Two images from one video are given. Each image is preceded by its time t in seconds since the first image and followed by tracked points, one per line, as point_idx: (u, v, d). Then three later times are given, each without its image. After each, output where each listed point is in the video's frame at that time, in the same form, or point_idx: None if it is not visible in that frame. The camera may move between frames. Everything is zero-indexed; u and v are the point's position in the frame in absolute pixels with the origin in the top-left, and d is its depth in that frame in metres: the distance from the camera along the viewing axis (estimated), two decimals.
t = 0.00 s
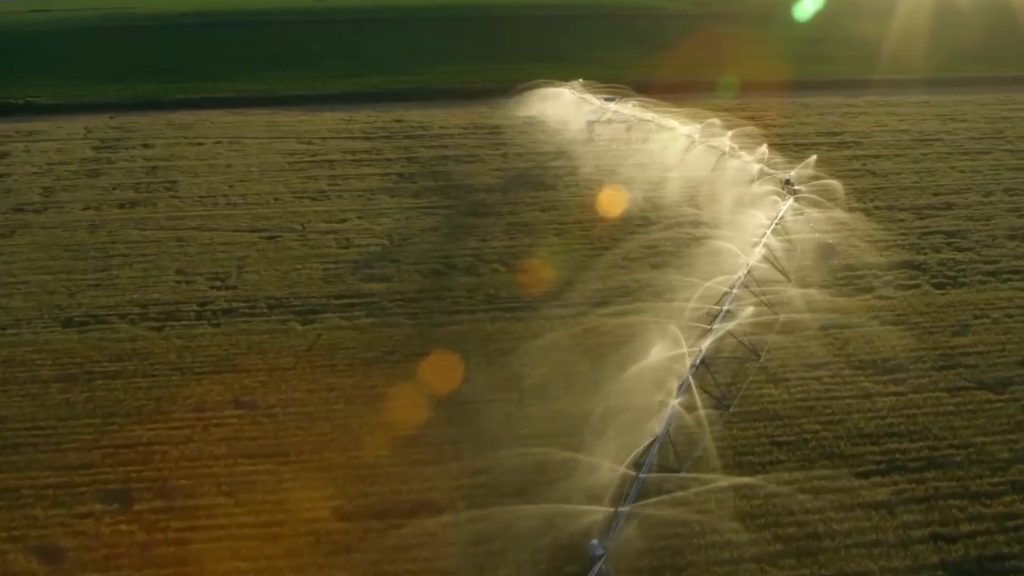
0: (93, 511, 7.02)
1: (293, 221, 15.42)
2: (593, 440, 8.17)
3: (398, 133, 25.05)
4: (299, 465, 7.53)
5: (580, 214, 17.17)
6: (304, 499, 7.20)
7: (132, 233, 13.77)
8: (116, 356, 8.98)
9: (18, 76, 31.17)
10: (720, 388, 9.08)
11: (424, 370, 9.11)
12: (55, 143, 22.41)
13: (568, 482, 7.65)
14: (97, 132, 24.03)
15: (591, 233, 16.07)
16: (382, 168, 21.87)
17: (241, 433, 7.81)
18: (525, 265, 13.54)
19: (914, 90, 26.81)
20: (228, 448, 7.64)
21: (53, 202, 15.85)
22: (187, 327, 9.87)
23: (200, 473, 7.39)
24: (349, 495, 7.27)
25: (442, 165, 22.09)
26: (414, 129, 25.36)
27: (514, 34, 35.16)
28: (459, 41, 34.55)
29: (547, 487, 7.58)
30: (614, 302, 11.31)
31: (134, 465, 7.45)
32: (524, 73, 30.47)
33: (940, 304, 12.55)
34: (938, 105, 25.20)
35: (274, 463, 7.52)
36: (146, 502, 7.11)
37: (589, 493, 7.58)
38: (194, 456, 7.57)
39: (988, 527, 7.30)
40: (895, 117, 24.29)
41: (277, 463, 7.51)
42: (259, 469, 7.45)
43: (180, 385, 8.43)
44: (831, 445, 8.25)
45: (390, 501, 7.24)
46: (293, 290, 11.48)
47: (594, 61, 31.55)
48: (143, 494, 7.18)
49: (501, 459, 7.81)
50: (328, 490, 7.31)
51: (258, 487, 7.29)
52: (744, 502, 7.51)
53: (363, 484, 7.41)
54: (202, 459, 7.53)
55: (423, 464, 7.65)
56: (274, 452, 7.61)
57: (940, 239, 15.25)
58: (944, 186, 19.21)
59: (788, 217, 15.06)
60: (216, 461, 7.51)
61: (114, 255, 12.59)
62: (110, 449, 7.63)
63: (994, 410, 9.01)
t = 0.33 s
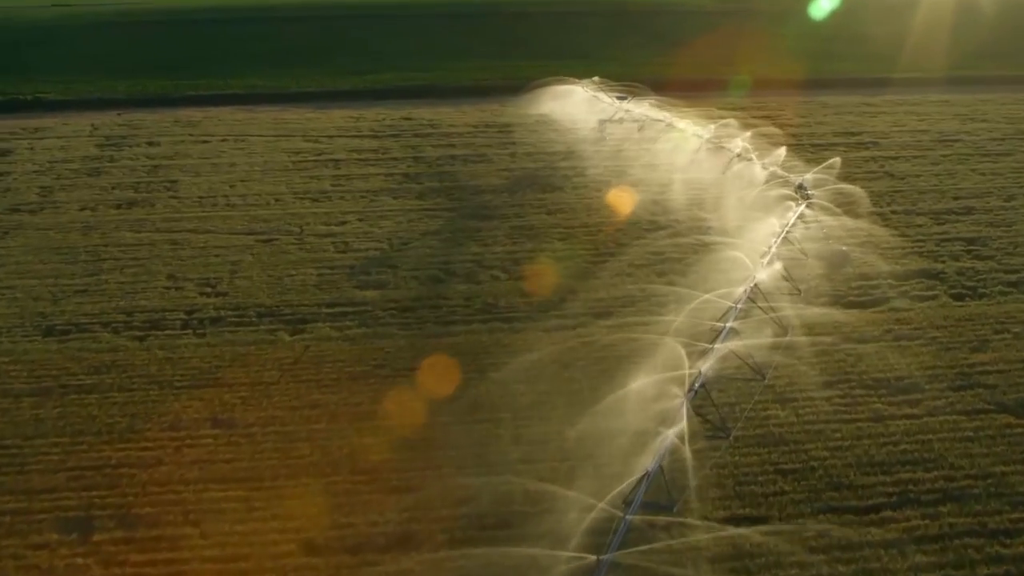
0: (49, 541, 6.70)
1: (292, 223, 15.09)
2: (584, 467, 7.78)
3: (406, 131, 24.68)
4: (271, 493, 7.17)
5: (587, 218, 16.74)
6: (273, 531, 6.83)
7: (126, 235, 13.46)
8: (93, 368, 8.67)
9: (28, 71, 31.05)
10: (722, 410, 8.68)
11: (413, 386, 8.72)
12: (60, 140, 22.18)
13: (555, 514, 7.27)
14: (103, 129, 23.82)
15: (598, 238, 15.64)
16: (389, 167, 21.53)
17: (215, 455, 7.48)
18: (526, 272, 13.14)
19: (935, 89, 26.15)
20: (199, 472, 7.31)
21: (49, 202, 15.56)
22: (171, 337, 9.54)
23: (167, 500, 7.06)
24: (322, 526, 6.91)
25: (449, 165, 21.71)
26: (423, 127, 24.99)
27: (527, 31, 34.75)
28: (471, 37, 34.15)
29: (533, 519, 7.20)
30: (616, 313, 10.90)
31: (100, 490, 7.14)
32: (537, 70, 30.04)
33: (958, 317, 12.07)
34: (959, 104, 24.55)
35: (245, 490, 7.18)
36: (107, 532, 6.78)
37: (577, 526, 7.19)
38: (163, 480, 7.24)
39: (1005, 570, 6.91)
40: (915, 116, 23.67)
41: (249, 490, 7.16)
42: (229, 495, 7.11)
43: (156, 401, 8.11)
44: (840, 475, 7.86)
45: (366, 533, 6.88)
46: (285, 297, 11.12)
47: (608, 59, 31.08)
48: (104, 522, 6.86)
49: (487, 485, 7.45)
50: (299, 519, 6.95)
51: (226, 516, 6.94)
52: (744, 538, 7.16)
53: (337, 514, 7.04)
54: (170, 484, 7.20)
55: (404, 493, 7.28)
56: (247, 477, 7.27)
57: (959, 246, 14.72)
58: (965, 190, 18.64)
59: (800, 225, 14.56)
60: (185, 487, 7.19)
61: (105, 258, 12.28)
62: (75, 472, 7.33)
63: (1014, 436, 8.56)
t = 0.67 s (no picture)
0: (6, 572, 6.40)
1: (292, 225, 14.78)
2: (575, 495, 7.40)
3: (416, 130, 24.33)
4: (242, 521, 6.83)
5: (595, 222, 16.33)
6: (241, 564, 6.49)
7: (121, 237, 13.17)
8: (71, 382, 8.40)
9: (39, 67, 30.92)
10: (727, 434, 8.30)
11: (403, 403, 8.37)
12: (65, 138, 21.95)
13: (543, 547, 6.90)
14: (110, 128, 23.64)
15: (606, 244, 15.20)
16: (397, 167, 21.21)
17: (187, 479, 7.16)
18: (531, 278, 12.75)
19: (958, 87, 25.47)
20: (169, 498, 6.99)
21: (47, 202, 15.30)
22: (156, 348, 9.23)
23: (133, 528, 6.75)
24: (295, 559, 6.57)
25: (458, 166, 21.34)
26: (432, 126, 24.62)
27: (541, 27, 34.30)
28: (485, 34, 33.74)
29: (520, 551, 6.84)
30: (620, 326, 10.53)
31: (64, 516, 6.83)
32: (550, 68, 29.60)
33: (979, 329, 11.58)
34: (983, 103, 23.87)
35: (217, 518, 6.84)
36: (67, 563, 6.47)
37: (567, 559, 6.81)
38: (131, 506, 6.93)
39: None
40: (936, 116, 23.04)
41: (220, 518, 6.83)
42: (198, 524, 6.78)
43: (132, 418, 7.82)
44: (850, 507, 7.50)
45: (343, 567, 6.54)
46: (277, 305, 10.80)
47: (623, 56, 30.58)
48: (65, 552, 6.55)
49: (475, 514, 7.09)
50: (271, 551, 6.61)
51: (194, 547, 6.60)
52: None
53: (312, 545, 6.69)
54: (139, 511, 6.89)
55: (385, 522, 6.93)
56: (219, 505, 6.94)
57: (980, 252, 14.20)
58: (987, 193, 18.05)
59: (814, 232, 14.07)
60: (153, 514, 6.87)
61: (97, 261, 11.99)
62: (41, 496, 7.03)
63: None
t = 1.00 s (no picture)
0: None
1: (293, 229, 14.49)
2: (566, 525, 6.99)
3: (426, 130, 24.01)
4: (212, 551, 6.48)
5: (605, 225, 15.92)
6: None
7: (117, 240, 12.93)
8: (49, 398, 8.13)
9: (51, 65, 30.86)
10: (732, 459, 7.91)
11: (393, 421, 8.01)
12: (72, 138, 21.82)
13: None
14: (119, 127, 23.49)
15: (615, 249, 14.79)
16: (405, 168, 20.89)
17: (159, 505, 6.83)
18: (535, 285, 12.37)
19: (983, 86, 24.80)
20: (139, 525, 6.67)
21: (46, 203, 15.09)
22: (141, 359, 8.92)
23: (98, 558, 6.42)
24: None
25: (467, 167, 20.98)
26: (444, 125, 24.28)
27: (556, 25, 33.86)
28: (500, 31, 33.36)
29: None
30: (624, 339, 10.14)
31: (28, 544, 6.52)
32: (565, 65, 29.20)
33: (1002, 343, 11.06)
34: (1009, 102, 23.20)
35: (186, 548, 6.50)
36: None
37: None
38: (98, 534, 6.61)
39: None
40: (960, 116, 22.40)
41: (189, 548, 6.48)
42: (165, 554, 6.43)
43: (108, 438, 7.53)
44: (861, 542, 7.09)
45: None
46: (270, 313, 10.47)
47: (639, 53, 30.11)
48: None
49: (460, 545, 6.72)
50: None
51: None
52: None
53: None
54: (106, 539, 6.56)
55: (367, 553, 6.57)
56: (189, 533, 6.59)
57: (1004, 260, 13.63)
58: (1012, 196, 17.45)
59: (829, 238, 13.59)
60: (120, 542, 6.54)
61: (90, 265, 11.73)
62: (6, 522, 6.73)
63: None
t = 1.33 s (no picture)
0: None
1: (295, 233, 14.19)
2: (557, 558, 6.63)
3: (437, 129, 23.66)
4: None
5: (616, 230, 15.48)
6: None
7: (113, 246, 12.68)
8: (27, 415, 7.87)
9: (64, 63, 30.78)
10: (738, 485, 7.51)
11: (382, 441, 7.66)
12: (79, 138, 21.64)
13: None
14: (128, 128, 23.32)
15: (625, 254, 14.35)
16: (414, 169, 20.57)
17: (128, 534, 6.53)
18: (540, 292, 11.97)
19: (1009, 84, 24.11)
20: (106, 555, 6.36)
21: (45, 206, 14.87)
22: (126, 373, 8.63)
23: None
24: None
25: (477, 168, 20.61)
26: (455, 125, 23.90)
27: (572, 22, 33.40)
28: (515, 29, 32.95)
29: None
30: (628, 353, 9.74)
31: None
32: (580, 63, 28.75)
33: None
34: None
35: None
36: None
37: None
38: (63, 565, 6.31)
39: None
40: (985, 115, 21.76)
41: None
42: None
43: (83, 459, 7.26)
44: None
45: None
46: (263, 323, 10.15)
47: (655, 50, 29.62)
48: None
49: None
50: None
51: None
52: None
53: None
54: (71, 571, 6.26)
55: None
56: (158, 565, 6.28)
57: None
58: None
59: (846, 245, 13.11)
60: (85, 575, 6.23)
61: (83, 272, 11.47)
62: None
63: None
